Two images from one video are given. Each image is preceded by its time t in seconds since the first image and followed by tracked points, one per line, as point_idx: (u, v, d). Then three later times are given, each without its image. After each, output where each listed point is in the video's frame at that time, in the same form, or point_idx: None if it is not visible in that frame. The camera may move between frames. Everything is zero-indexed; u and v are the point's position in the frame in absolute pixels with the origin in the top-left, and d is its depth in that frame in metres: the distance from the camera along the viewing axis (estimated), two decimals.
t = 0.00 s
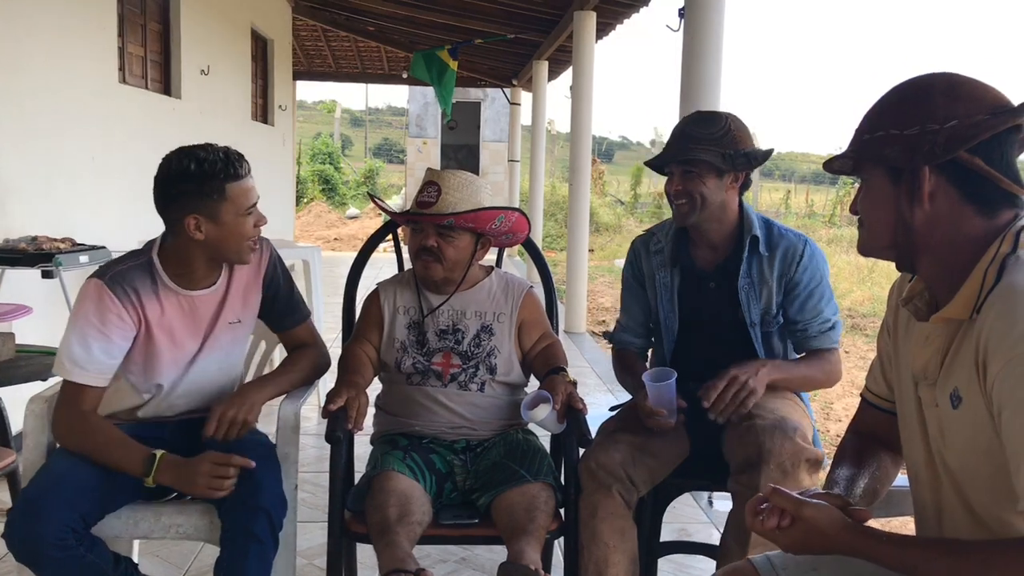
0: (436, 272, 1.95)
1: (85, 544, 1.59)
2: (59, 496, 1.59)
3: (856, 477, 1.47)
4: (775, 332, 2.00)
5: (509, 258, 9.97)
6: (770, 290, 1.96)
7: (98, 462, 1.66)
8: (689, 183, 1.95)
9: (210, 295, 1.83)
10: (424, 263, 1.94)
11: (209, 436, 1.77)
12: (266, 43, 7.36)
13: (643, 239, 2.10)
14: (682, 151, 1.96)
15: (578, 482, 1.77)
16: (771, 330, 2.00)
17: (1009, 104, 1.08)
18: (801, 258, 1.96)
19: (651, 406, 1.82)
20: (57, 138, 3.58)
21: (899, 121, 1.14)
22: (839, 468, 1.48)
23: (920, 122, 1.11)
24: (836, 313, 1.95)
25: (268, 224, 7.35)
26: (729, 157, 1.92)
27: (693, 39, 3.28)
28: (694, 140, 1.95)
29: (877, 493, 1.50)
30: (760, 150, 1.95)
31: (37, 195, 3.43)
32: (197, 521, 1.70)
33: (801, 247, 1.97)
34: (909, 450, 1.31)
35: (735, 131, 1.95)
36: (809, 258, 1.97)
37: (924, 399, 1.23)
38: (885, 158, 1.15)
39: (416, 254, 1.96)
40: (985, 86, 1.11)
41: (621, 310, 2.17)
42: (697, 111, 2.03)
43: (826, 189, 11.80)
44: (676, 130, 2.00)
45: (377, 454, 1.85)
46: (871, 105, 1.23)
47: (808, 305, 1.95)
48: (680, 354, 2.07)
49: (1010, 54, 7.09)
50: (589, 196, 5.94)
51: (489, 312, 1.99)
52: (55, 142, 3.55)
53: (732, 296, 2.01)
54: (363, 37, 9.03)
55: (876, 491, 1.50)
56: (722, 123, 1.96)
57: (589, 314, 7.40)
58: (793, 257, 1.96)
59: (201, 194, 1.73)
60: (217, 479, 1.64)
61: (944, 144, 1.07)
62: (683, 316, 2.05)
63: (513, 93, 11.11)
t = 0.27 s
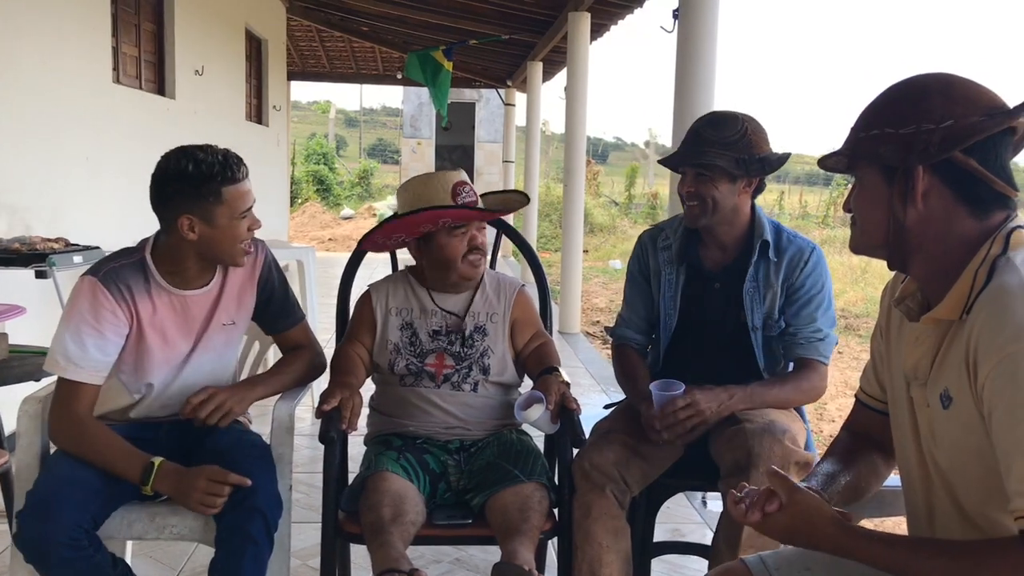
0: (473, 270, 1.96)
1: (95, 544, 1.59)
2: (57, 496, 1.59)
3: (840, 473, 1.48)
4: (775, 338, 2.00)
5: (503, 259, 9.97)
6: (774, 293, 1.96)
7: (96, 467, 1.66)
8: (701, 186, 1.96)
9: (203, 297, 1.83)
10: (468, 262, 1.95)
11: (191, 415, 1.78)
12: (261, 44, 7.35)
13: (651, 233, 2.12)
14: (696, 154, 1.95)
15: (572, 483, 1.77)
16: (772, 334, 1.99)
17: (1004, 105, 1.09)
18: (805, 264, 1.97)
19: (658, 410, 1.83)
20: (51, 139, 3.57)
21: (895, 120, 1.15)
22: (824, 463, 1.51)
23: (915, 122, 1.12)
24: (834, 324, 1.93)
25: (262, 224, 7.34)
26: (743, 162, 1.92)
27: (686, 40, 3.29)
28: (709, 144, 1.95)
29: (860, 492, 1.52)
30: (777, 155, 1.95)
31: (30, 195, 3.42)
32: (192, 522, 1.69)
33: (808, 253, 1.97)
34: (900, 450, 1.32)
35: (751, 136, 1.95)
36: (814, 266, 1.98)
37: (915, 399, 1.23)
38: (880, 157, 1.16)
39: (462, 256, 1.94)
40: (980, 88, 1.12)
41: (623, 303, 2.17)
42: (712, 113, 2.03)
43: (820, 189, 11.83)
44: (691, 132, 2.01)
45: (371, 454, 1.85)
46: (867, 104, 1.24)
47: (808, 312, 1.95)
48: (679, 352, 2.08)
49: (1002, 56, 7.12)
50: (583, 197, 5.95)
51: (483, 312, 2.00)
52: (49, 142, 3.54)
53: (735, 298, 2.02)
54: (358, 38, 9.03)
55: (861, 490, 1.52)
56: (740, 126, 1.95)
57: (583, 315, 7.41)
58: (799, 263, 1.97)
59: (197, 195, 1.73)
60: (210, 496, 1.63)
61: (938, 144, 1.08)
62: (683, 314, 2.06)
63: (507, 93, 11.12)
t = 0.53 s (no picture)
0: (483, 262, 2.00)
1: (80, 548, 1.58)
2: (49, 498, 1.58)
3: (824, 468, 1.48)
4: (769, 337, 2.00)
5: (498, 258, 9.97)
6: (768, 293, 1.97)
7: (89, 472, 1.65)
8: (692, 189, 1.97)
9: (208, 294, 1.83)
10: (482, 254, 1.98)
11: (193, 393, 1.80)
12: (255, 43, 7.34)
13: (646, 233, 2.13)
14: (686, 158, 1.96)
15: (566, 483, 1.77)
16: (767, 334, 2.01)
17: (997, 104, 1.09)
18: (799, 264, 1.97)
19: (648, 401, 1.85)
20: (45, 138, 3.56)
21: (890, 118, 1.15)
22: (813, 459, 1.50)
23: (909, 120, 1.12)
24: (828, 323, 1.94)
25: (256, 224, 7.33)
26: (733, 165, 1.92)
27: (681, 40, 3.30)
28: (699, 147, 1.95)
29: (851, 492, 1.52)
30: (767, 155, 1.95)
31: (24, 195, 3.41)
32: (186, 522, 1.69)
33: (801, 253, 1.98)
34: (896, 447, 1.32)
35: (741, 137, 1.94)
36: (808, 265, 1.98)
37: (910, 397, 1.24)
38: (875, 156, 1.16)
39: (469, 253, 1.96)
40: (975, 87, 1.12)
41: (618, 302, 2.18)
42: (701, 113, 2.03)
43: (815, 189, 11.85)
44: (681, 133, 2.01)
45: (366, 454, 1.85)
46: (861, 104, 1.24)
47: (801, 312, 1.95)
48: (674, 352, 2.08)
49: (995, 56, 7.14)
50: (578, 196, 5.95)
51: (479, 310, 2.00)
52: (43, 142, 3.53)
53: (729, 298, 2.02)
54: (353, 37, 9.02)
55: (850, 489, 1.51)
56: (729, 127, 1.95)
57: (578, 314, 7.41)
58: (792, 262, 1.98)
59: (203, 193, 1.73)
60: (203, 491, 1.65)
61: (933, 143, 1.09)
62: (677, 315, 2.07)
63: (502, 93, 11.12)
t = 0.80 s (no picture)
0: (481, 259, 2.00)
1: (73, 547, 1.58)
2: (43, 497, 1.58)
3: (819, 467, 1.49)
4: (763, 335, 2.00)
5: (496, 258, 9.96)
6: (759, 291, 1.97)
7: (84, 469, 1.64)
8: (681, 188, 1.97)
9: (208, 292, 1.83)
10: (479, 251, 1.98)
11: (190, 386, 1.78)
12: (252, 42, 7.32)
13: (636, 234, 2.11)
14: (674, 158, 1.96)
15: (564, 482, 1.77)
16: (760, 332, 2.00)
17: (994, 104, 1.09)
18: (790, 261, 1.97)
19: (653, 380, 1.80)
20: (41, 137, 3.55)
21: (887, 118, 1.15)
22: (809, 459, 1.51)
23: (906, 120, 1.12)
24: (821, 319, 1.93)
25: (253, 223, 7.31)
26: (722, 163, 1.92)
27: (678, 40, 3.30)
28: (686, 146, 1.95)
29: (849, 491, 1.52)
30: (754, 153, 1.95)
31: (20, 194, 3.40)
32: (184, 521, 1.69)
33: (791, 249, 1.97)
34: (894, 446, 1.32)
35: (730, 135, 1.94)
36: (798, 262, 1.98)
37: (908, 396, 1.24)
38: (872, 155, 1.16)
39: (467, 251, 1.96)
40: (971, 86, 1.12)
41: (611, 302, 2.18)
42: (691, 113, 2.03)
43: (812, 189, 11.86)
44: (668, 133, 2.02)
45: (363, 453, 1.85)
46: (858, 104, 1.24)
47: (794, 308, 1.95)
48: (669, 352, 2.08)
49: (991, 55, 7.14)
50: (575, 196, 5.95)
51: (476, 309, 2.00)
52: (39, 142, 3.52)
53: (722, 297, 2.02)
54: (350, 36, 9.00)
55: (846, 488, 1.51)
56: (718, 126, 1.95)
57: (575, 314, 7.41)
58: (783, 259, 1.97)
59: (204, 191, 1.73)
60: (198, 483, 1.65)
61: (930, 143, 1.09)
62: (671, 315, 2.07)
63: (500, 92, 11.11)
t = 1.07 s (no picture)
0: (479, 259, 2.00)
1: (70, 548, 1.58)
2: (42, 498, 1.58)
3: (817, 468, 1.49)
4: (760, 332, 2.01)
5: (495, 257, 9.97)
6: (755, 287, 1.98)
7: (82, 471, 1.65)
8: (678, 186, 1.97)
9: (202, 294, 1.83)
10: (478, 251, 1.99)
11: (189, 389, 1.79)
12: (250, 42, 7.32)
13: (630, 235, 2.11)
14: (671, 155, 1.96)
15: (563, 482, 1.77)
16: (757, 328, 2.01)
17: (991, 103, 1.10)
18: (784, 257, 1.98)
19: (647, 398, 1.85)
20: (39, 138, 3.55)
21: (883, 118, 1.16)
22: (807, 459, 1.51)
23: (902, 121, 1.13)
24: (817, 314, 1.94)
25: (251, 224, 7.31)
26: (717, 159, 1.93)
27: (676, 40, 3.30)
28: (682, 143, 1.95)
29: (846, 490, 1.52)
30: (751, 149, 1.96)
31: (18, 195, 3.40)
32: (182, 522, 1.69)
33: (785, 246, 1.98)
34: (892, 445, 1.32)
35: (726, 132, 1.95)
36: (793, 258, 1.99)
37: (905, 395, 1.24)
38: (868, 156, 1.16)
39: (465, 250, 1.97)
40: (966, 86, 1.12)
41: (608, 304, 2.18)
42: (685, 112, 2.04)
43: (810, 188, 11.87)
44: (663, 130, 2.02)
45: (363, 453, 1.85)
46: (855, 105, 1.25)
47: (790, 304, 1.96)
48: (666, 350, 2.08)
49: (989, 54, 7.15)
50: (573, 195, 5.96)
51: (475, 308, 2.00)
52: (37, 142, 3.52)
53: (718, 295, 2.02)
54: (348, 36, 9.00)
55: (845, 488, 1.52)
56: (712, 123, 1.96)
57: (574, 314, 7.41)
58: (777, 255, 1.98)
59: (197, 193, 1.73)
60: (194, 485, 1.65)
61: (927, 143, 1.09)
62: (668, 314, 2.07)
63: (498, 92, 11.12)
